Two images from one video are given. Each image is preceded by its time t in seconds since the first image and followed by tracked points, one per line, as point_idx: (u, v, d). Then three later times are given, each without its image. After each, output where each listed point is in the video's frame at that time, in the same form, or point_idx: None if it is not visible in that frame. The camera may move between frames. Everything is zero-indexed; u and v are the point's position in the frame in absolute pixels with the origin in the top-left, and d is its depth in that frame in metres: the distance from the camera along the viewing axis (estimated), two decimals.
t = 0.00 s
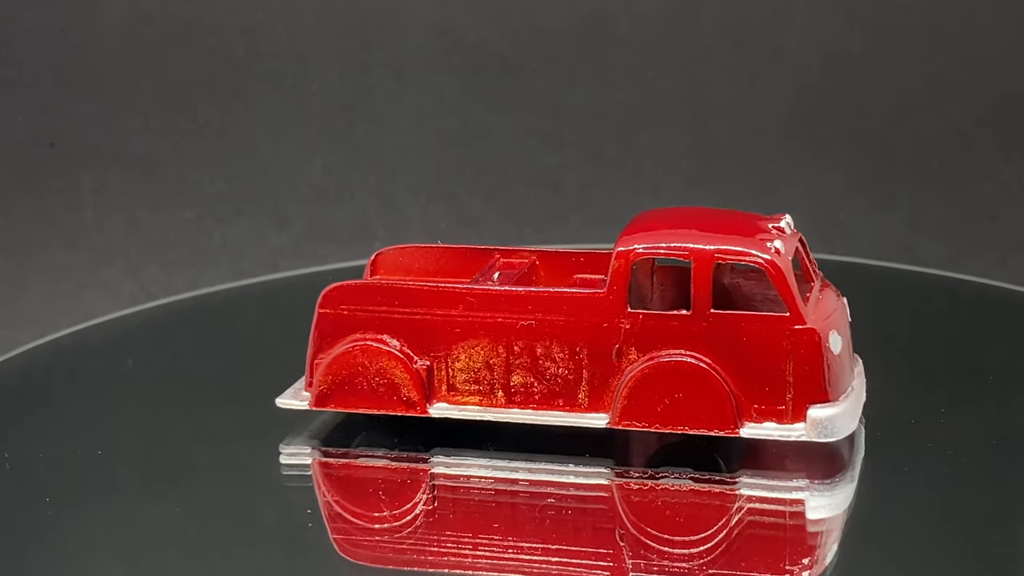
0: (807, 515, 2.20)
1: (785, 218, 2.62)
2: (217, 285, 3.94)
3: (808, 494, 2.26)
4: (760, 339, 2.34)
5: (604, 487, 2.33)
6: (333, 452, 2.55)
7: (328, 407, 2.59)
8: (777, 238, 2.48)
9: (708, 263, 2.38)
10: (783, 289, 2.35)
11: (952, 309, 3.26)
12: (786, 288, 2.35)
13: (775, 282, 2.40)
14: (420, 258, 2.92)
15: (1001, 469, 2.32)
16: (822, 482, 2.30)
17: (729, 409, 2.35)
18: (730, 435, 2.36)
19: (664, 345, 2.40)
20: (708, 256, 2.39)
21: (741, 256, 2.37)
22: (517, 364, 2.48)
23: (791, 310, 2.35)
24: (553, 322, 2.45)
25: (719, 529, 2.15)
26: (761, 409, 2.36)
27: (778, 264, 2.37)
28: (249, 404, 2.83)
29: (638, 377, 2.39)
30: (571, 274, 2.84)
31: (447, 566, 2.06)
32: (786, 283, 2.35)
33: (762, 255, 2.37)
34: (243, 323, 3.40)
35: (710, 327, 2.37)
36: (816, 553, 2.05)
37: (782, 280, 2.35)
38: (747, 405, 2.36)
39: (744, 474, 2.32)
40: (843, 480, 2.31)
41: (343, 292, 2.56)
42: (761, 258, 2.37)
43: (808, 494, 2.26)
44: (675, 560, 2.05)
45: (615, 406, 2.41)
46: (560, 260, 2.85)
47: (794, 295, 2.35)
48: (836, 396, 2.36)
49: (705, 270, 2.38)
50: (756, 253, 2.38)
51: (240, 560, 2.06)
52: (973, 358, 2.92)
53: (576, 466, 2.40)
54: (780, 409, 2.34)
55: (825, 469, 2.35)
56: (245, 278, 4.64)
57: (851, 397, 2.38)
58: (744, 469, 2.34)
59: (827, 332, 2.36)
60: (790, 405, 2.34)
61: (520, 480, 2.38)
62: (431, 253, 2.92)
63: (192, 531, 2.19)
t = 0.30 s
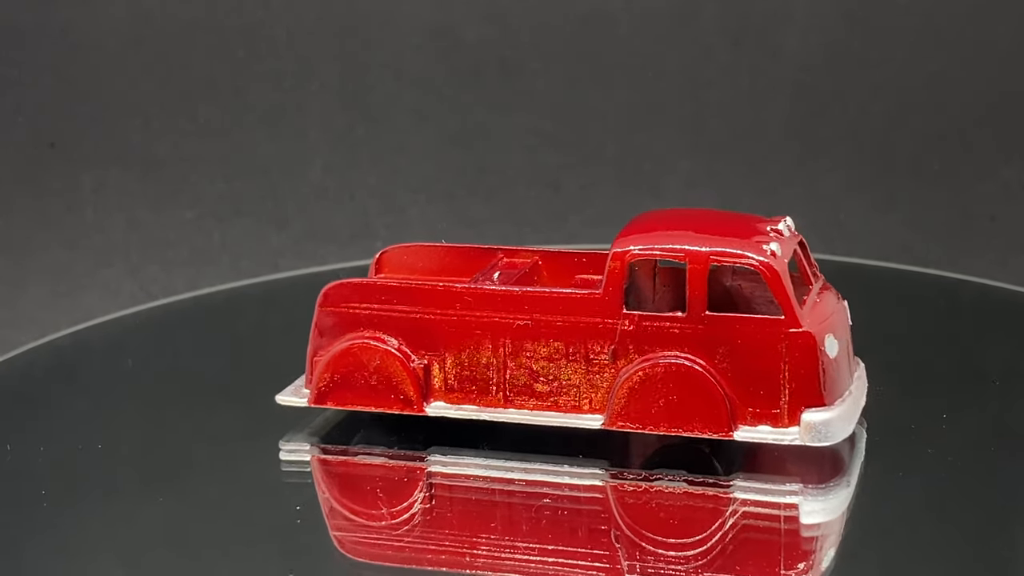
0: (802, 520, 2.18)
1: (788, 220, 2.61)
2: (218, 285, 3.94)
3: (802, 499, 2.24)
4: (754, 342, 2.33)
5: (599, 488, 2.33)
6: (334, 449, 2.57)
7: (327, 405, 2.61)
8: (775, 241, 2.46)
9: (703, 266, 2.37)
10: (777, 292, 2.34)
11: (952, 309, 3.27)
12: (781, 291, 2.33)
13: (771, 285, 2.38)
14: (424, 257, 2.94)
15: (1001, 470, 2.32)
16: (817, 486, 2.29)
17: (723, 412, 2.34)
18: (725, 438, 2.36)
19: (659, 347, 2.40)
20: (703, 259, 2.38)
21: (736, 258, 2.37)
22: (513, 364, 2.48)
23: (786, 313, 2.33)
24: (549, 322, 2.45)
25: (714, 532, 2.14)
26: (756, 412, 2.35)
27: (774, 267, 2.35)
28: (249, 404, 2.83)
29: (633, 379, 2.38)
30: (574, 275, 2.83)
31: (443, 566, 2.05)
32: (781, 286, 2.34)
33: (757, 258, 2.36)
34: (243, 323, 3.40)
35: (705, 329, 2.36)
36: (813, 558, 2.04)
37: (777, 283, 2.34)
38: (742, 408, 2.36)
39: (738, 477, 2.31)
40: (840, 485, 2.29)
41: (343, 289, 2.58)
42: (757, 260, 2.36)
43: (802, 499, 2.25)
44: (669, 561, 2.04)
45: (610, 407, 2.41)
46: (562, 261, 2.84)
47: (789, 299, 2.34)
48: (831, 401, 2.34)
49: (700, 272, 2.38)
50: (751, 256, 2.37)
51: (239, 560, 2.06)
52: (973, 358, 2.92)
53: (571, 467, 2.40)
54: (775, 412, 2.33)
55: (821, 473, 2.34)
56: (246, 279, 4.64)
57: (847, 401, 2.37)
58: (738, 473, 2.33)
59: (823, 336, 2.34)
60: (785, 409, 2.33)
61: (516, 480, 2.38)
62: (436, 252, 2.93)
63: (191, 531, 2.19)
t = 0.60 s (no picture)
0: (796, 525, 2.17)
1: (789, 221, 2.60)
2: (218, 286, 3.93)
3: (795, 503, 2.23)
4: (748, 344, 2.32)
5: (593, 488, 2.33)
6: (334, 445, 2.59)
7: (325, 402, 2.63)
8: (772, 242, 2.44)
9: (697, 267, 2.37)
10: (772, 294, 2.33)
11: (952, 309, 3.26)
12: (776, 292, 2.32)
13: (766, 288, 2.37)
14: (428, 255, 2.95)
15: (1001, 471, 2.32)
16: (812, 490, 2.27)
17: (717, 414, 2.34)
18: (719, 440, 2.36)
19: (654, 349, 2.39)
20: (697, 260, 2.37)
21: (731, 260, 2.36)
22: (509, 364, 2.49)
23: (781, 315, 2.32)
24: (545, 322, 2.45)
25: (708, 535, 2.14)
26: (750, 414, 2.34)
27: (768, 269, 2.34)
28: (248, 404, 2.83)
29: (627, 380, 2.38)
30: (576, 275, 2.83)
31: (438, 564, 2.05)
32: (775, 288, 2.33)
33: (752, 260, 2.35)
34: (243, 323, 3.40)
35: (699, 331, 2.36)
36: (808, 561, 2.03)
37: (772, 286, 2.33)
38: (736, 410, 2.35)
39: (732, 480, 2.31)
40: (834, 490, 2.27)
41: (342, 287, 2.60)
42: (751, 262, 2.35)
43: (795, 502, 2.23)
44: (664, 562, 2.04)
45: (604, 408, 2.41)
46: (565, 261, 2.83)
47: (783, 301, 2.33)
48: (825, 404, 2.32)
49: (695, 273, 2.37)
50: (746, 258, 2.36)
51: (239, 559, 2.06)
52: (974, 359, 2.92)
53: (566, 467, 2.40)
54: (769, 415, 2.33)
55: (817, 477, 2.33)
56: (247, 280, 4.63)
57: (843, 404, 2.35)
58: (732, 476, 2.33)
59: (818, 339, 2.33)
60: (779, 411, 2.32)
61: (511, 480, 2.38)
62: (439, 251, 2.94)
63: (192, 530, 2.19)
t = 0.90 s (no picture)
0: (790, 529, 2.16)
1: (788, 223, 2.59)
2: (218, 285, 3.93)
3: (789, 507, 2.22)
4: (742, 347, 2.32)
5: (588, 490, 2.33)
6: (335, 442, 2.61)
7: (325, 399, 2.65)
8: (768, 244, 2.43)
9: (691, 269, 2.36)
10: (766, 296, 2.31)
11: (952, 309, 3.26)
12: (770, 294, 2.31)
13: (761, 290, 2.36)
14: (434, 254, 2.96)
15: (1001, 471, 2.31)
16: (805, 494, 2.26)
17: (710, 417, 2.33)
18: (712, 442, 2.36)
19: (649, 350, 2.39)
20: (691, 262, 2.37)
21: (724, 262, 2.35)
22: (505, 364, 2.49)
23: (775, 318, 2.31)
24: (541, 323, 2.45)
25: (701, 537, 2.13)
26: (744, 417, 2.33)
27: (762, 271, 2.33)
28: (248, 404, 2.83)
29: (621, 381, 2.38)
30: (578, 276, 2.82)
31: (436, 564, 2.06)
32: (769, 290, 2.32)
33: (746, 262, 2.34)
34: (243, 323, 3.40)
35: (693, 333, 2.35)
36: (803, 566, 2.02)
37: (766, 289, 2.32)
38: (730, 413, 2.34)
39: (725, 483, 2.31)
40: (829, 495, 2.26)
41: (342, 285, 2.62)
42: (746, 265, 2.34)
43: (788, 507, 2.23)
44: (657, 564, 2.04)
45: (599, 409, 2.42)
46: (567, 261, 2.83)
47: (777, 304, 2.31)
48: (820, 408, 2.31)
49: (689, 275, 2.37)
50: (740, 260, 2.35)
51: (239, 561, 2.06)
52: (974, 359, 2.92)
53: (561, 467, 2.41)
54: (762, 418, 2.32)
55: (811, 480, 2.32)
56: (247, 279, 4.64)
57: (839, 408, 2.34)
58: (725, 479, 2.33)
59: (814, 342, 2.31)
60: (773, 415, 2.31)
61: (507, 479, 2.39)
62: (444, 250, 2.94)
63: (192, 531, 2.19)
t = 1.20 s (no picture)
0: (782, 533, 2.15)
1: (787, 225, 2.59)
2: (219, 285, 3.94)
3: (782, 512, 2.22)
4: (736, 349, 2.32)
5: (582, 490, 2.33)
6: (335, 440, 2.63)
7: (324, 396, 2.66)
8: (764, 246, 2.42)
9: (685, 271, 2.37)
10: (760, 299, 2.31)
11: (953, 311, 3.26)
12: (764, 296, 2.31)
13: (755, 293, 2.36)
14: (438, 252, 2.96)
15: (1001, 473, 2.31)
16: (798, 499, 2.26)
17: (703, 419, 2.33)
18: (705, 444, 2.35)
19: (644, 351, 2.39)
20: (686, 264, 2.37)
21: (719, 264, 2.35)
22: (502, 363, 2.50)
23: (768, 321, 2.31)
24: (537, 322, 2.46)
25: (694, 540, 2.13)
26: (737, 420, 2.33)
27: (757, 273, 2.34)
28: (248, 405, 2.83)
29: (616, 382, 2.39)
30: (581, 276, 2.82)
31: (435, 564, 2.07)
32: (764, 293, 2.31)
33: (740, 263, 2.34)
34: (243, 323, 3.40)
35: (687, 334, 2.35)
36: (798, 571, 2.01)
37: (760, 291, 2.32)
38: (723, 415, 2.34)
39: (717, 486, 2.30)
40: (822, 499, 2.25)
41: (343, 283, 2.64)
42: (739, 267, 2.34)
43: (780, 510, 2.22)
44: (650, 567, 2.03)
45: (593, 409, 2.42)
46: (570, 261, 2.82)
47: (772, 306, 2.31)
48: (814, 412, 2.30)
49: (683, 276, 2.37)
50: (734, 262, 2.35)
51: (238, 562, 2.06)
52: (973, 360, 2.92)
53: (555, 467, 2.41)
54: (755, 421, 2.31)
55: (803, 484, 2.31)
56: (248, 279, 4.64)
57: (833, 411, 2.33)
58: (717, 482, 2.32)
59: (807, 345, 2.31)
60: (766, 418, 2.30)
61: (502, 478, 2.40)
62: (449, 249, 2.95)
63: (191, 532, 2.19)
